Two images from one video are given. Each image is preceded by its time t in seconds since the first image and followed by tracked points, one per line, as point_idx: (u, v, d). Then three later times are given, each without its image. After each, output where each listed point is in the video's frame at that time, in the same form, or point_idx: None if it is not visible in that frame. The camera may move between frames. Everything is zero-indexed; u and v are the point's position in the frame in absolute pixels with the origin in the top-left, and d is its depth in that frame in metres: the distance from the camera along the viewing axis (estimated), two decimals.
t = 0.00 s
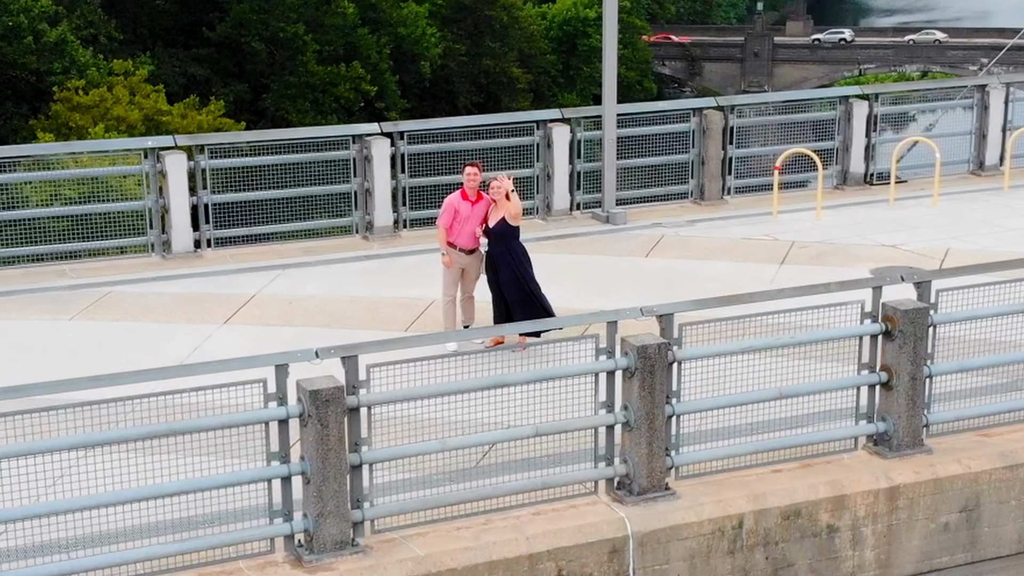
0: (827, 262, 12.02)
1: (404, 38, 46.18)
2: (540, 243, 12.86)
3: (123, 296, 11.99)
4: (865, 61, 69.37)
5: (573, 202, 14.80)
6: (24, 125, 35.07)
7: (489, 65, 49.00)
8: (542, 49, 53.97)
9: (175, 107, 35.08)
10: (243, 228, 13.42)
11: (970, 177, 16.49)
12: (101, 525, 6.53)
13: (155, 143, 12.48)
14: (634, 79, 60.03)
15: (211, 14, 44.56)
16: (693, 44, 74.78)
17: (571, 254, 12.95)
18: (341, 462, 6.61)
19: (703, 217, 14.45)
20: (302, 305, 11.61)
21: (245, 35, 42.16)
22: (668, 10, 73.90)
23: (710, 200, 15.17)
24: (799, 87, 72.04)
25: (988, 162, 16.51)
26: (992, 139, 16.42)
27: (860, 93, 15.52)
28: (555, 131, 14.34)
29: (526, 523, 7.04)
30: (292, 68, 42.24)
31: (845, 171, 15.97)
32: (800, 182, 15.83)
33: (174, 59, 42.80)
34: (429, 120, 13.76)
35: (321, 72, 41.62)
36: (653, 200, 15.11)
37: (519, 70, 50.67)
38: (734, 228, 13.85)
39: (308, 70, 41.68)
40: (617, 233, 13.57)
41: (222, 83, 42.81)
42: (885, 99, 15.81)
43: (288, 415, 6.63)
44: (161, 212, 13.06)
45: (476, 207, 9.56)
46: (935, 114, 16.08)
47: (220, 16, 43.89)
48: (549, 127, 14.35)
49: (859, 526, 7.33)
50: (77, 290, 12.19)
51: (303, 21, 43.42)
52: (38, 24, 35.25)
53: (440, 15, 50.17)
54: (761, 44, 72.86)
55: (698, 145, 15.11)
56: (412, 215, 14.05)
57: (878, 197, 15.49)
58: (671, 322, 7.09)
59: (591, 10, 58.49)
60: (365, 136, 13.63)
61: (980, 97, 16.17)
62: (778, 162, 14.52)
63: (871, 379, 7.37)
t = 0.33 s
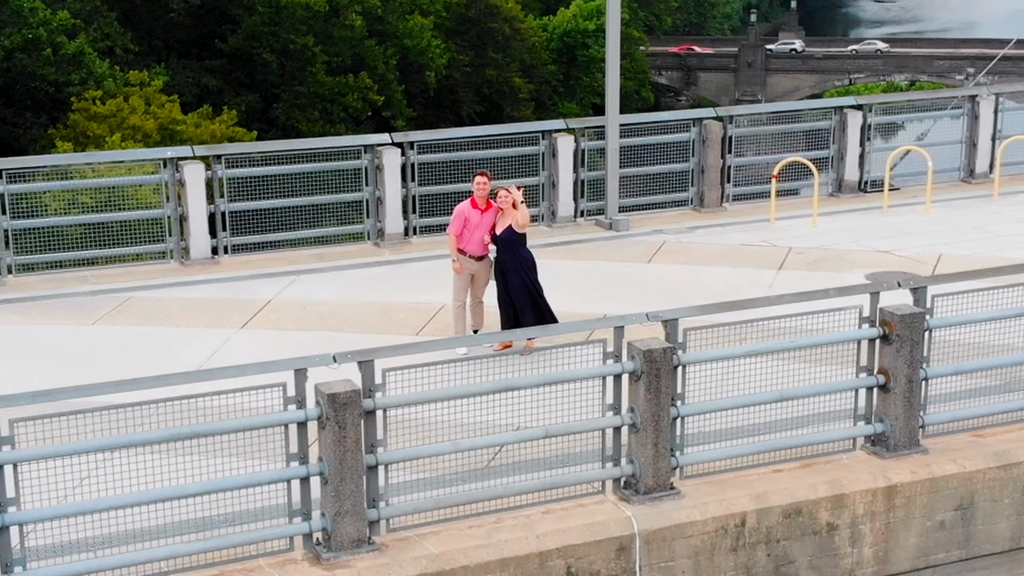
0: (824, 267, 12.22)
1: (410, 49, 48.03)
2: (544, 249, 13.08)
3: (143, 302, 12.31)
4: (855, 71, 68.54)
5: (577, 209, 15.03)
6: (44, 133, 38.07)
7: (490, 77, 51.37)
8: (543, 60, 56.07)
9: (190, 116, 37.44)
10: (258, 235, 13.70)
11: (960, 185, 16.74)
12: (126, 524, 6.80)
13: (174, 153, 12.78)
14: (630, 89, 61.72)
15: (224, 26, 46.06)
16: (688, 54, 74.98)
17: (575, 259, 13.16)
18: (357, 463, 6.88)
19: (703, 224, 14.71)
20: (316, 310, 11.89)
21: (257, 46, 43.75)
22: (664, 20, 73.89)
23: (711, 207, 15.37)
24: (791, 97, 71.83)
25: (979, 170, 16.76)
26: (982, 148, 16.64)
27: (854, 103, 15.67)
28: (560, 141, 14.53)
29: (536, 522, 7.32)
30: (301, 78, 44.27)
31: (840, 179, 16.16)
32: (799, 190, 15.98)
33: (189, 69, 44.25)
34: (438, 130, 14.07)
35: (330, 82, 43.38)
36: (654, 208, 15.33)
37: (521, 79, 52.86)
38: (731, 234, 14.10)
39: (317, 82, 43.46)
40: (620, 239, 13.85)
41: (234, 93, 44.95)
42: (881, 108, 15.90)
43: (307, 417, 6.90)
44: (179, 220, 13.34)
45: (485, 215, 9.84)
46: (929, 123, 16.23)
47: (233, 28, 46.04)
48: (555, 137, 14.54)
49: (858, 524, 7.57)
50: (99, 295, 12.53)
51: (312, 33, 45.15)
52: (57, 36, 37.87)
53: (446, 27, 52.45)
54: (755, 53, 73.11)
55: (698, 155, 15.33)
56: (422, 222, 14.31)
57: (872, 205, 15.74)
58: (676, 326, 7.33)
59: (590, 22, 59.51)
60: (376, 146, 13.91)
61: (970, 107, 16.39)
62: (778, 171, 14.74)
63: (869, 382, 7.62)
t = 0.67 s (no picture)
0: (817, 273, 12.46)
1: (416, 60, 49.19)
2: (546, 255, 13.32)
3: (159, 307, 12.64)
4: (845, 80, 68.42)
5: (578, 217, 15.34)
6: (62, 142, 39.53)
7: (492, 86, 53.06)
8: (545, 70, 57.37)
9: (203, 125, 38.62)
10: (271, 243, 13.99)
11: (948, 193, 16.96)
12: (144, 524, 7.07)
13: (188, 164, 13.17)
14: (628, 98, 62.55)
15: (234, 39, 47.70)
16: (684, 64, 74.89)
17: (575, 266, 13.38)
18: (367, 464, 7.16)
19: (700, 230, 14.98)
20: (325, 315, 12.18)
21: (267, 58, 45.14)
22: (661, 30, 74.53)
23: (707, 215, 15.60)
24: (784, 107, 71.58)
25: (965, 178, 16.95)
26: (968, 157, 16.84)
27: (845, 113, 16.01)
28: (561, 151, 14.84)
29: (539, 522, 7.59)
30: (309, 90, 45.34)
31: (831, 187, 16.42)
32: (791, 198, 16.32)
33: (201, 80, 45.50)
34: (444, 141, 14.35)
35: (338, 93, 44.81)
36: (652, 215, 15.57)
37: (522, 89, 54.37)
38: (727, 240, 14.37)
39: (325, 92, 44.54)
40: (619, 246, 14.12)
41: (245, 103, 46.17)
42: (872, 118, 16.24)
43: (318, 421, 7.20)
44: (194, 228, 13.67)
45: (489, 224, 10.06)
46: (916, 132, 16.46)
47: (244, 41, 47.48)
48: (556, 147, 14.87)
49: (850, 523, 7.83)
50: (117, 301, 12.87)
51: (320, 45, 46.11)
52: (75, 50, 39.54)
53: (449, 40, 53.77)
54: (748, 65, 71.93)
55: (694, 164, 15.60)
56: (428, 230, 14.62)
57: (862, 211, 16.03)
58: (674, 332, 7.59)
59: (589, 34, 60.04)
60: (384, 156, 14.21)
61: (957, 117, 16.62)
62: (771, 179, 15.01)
63: (861, 385, 7.88)
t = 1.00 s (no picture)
0: (807, 278, 12.70)
1: (421, 70, 50.13)
2: (545, 261, 13.55)
3: (173, 311, 12.97)
4: (834, 90, 70.41)
5: (575, 224, 15.64)
6: (79, 151, 41.38)
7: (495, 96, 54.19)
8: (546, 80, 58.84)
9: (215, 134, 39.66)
10: (281, 249, 14.32)
11: (933, 199, 17.25)
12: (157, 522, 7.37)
13: (200, 173, 13.45)
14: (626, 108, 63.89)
15: (246, 50, 49.75)
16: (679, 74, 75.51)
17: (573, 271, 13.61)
18: (373, 464, 7.45)
19: (694, 236, 15.23)
20: (332, 319, 12.48)
21: (278, 69, 47.12)
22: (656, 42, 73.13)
23: (701, 221, 15.88)
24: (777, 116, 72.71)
25: (951, 185, 17.24)
26: (954, 165, 17.12)
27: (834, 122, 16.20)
28: (560, 160, 15.10)
29: (539, 519, 7.87)
30: (318, 100, 47.04)
31: (820, 195, 16.66)
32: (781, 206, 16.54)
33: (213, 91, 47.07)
34: (447, 150, 14.63)
35: (345, 103, 46.13)
36: (648, 221, 15.84)
37: (523, 98, 55.87)
38: (721, 246, 14.62)
39: (334, 102, 46.22)
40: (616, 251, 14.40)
41: (255, 114, 47.83)
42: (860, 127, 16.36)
43: (326, 422, 7.50)
44: (206, 234, 14.02)
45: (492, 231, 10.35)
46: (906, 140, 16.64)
47: (254, 52, 49.17)
48: (556, 156, 15.10)
49: (840, 519, 8.08)
50: (132, 305, 13.21)
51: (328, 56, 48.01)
52: (91, 61, 40.88)
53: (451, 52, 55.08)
54: (741, 74, 72.65)
55: (688, 173, 15.88)
56: (431, 236, 14.88)
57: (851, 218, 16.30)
58: (669, 335, 7.85)
59: (588, 45, 60.30)
60: (389, 165, 14.53)
61: (942, 126, 16.81)
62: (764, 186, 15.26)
63: (849, 386, 8.14)
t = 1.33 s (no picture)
0: (798, 281, 12.95)
1: (424, 80, 52.45)
2: (546, 265, 13.76)
3: (187, 314, 13.33)
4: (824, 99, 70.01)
5: (575, 229, 16.04)
6: (97, 158, 42.82)
7: (496, 107, 57.10)
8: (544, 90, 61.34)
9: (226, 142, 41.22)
10: (291, 254, 14.65)
11: (919, 204, 17.63)
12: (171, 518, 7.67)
13: (213, 180, 13.74)
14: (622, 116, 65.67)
15: (256, 61, 52.05)
16: (675, 83, 77.73)
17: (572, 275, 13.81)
18: (380, 463, 7.75)
19: (689, 241, 15.57)
20: (339, 322, 12.81)
21: (287, 79, 49.02)
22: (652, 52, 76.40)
23: (695, 227, 16.17)
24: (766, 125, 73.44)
25: (936, 192, 17.78)
26: (939, 172, 17.61)
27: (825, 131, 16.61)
28: (560, 167, 15.51)
29: (540, 516, 8.16)
30: (326, 107, 48.97)
31: (810, 201, 17.15)
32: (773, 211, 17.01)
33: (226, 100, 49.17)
34: (451, 158, 14.90)
35: (353, 112, 47.71)
36: (644, 227, 16.19)
37: (523, 107, 58.37)
38: (715, 250, 14.94)
39: (341, 111, 47.82)
40: (614, 255, 14.72)
41: (266, 122, 49.85)
42: (849, 136, 16.80)
43: (334, 422, 7.82)
44: (218, 240, 14.34)
45: (495, 236, 10.65)
46: (892, 148, 17.18)
47: (264, 64, 51.32)
48: (555, 164, 15.52)
49: (829, 515, 8.35)
50: (147, 308, 13.60)
51: (337, 67, 49.53)
52: (107, 72, 42.24)
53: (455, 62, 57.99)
54: (733, 84, 74.05)
55: (683, 179, 16.18)
56: (435, 241, 15.25)
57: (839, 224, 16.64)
58: (665, 338, 8.14)
59: (585, 56, 62.42)
60: (395, 172, 14.82)
61: (927, 135, 17.33)
62: (756, 192, 15.63)
63: (839, 387, 8.42)
